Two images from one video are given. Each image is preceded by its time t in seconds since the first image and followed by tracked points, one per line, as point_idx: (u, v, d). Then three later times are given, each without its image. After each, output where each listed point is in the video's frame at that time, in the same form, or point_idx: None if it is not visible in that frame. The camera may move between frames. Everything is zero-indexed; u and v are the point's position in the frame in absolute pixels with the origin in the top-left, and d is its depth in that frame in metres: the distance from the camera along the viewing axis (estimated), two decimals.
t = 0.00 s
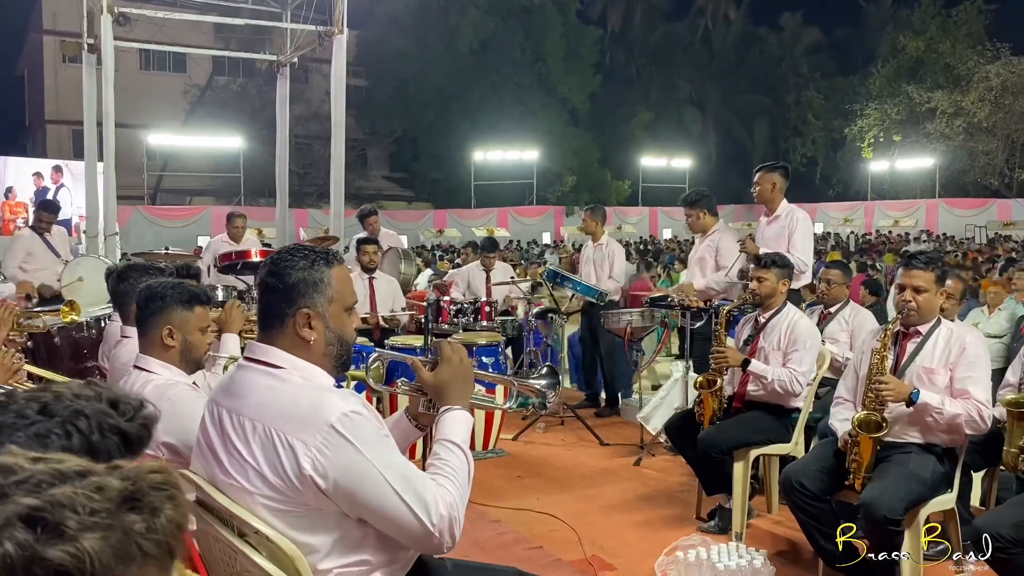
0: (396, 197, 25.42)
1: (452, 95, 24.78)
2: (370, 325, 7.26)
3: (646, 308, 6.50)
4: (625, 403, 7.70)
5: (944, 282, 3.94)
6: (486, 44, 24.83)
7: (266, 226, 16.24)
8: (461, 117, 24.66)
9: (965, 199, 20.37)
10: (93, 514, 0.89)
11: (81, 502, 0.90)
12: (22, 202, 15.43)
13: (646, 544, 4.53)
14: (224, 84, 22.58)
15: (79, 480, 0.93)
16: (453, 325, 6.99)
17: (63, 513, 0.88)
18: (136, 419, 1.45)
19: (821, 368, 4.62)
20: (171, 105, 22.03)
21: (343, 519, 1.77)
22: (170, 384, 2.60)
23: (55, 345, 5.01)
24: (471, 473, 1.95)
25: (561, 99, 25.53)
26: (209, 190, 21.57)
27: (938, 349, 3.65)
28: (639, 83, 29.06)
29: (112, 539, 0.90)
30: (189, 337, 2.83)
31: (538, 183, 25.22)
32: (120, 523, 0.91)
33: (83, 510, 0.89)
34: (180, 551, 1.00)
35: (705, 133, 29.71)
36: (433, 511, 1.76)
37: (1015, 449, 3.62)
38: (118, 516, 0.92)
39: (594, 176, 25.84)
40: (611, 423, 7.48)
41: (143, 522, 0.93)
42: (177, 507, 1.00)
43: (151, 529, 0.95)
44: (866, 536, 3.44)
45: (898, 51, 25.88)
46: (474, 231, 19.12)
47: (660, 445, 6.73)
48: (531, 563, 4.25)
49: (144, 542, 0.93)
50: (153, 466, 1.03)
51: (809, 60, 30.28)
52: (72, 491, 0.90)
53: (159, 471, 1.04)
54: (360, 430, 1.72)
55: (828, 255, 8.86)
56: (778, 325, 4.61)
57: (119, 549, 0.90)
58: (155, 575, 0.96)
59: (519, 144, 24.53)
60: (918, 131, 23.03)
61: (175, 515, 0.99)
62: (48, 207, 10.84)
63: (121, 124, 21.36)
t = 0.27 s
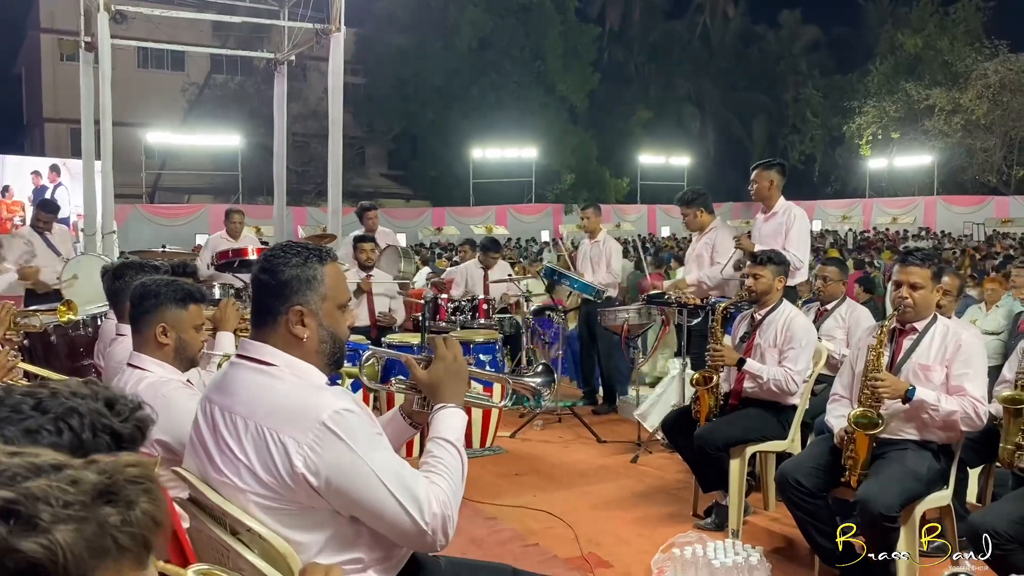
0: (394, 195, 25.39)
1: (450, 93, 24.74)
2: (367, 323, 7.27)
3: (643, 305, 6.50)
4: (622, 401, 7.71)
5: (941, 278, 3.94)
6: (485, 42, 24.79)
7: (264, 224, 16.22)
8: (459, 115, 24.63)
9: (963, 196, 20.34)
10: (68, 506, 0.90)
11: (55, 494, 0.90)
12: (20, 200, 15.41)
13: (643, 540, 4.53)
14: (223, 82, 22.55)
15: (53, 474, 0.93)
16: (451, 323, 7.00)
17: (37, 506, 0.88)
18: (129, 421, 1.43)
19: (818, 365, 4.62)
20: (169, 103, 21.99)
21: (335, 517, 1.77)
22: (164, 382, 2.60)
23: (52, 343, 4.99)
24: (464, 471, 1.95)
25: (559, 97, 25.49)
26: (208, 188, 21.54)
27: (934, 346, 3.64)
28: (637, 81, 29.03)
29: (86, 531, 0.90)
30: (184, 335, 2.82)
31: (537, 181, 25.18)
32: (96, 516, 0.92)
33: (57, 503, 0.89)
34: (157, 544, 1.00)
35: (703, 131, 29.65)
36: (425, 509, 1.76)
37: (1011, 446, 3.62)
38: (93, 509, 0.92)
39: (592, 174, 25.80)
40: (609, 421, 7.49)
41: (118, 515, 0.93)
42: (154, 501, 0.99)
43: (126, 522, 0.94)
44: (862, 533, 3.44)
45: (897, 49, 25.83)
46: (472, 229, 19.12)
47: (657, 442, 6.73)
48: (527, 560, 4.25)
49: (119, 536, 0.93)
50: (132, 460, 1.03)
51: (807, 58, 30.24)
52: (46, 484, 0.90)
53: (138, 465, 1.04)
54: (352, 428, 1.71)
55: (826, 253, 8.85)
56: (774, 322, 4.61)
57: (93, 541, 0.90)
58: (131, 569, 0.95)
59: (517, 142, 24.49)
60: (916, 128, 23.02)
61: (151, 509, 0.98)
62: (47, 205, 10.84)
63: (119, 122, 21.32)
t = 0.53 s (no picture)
0: (394, 192, 25.37)
1: (449, 91, 24.72)
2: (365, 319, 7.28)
3: (641, 303, 6.49)
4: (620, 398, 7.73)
5: (940, 276, 3.93)
6: (484, 39, 24.77)
7: (262, 221, 16.20)
8: (458, 112, 24.62)
9: (961, 194, 20.34)
10: (40, 499, 0.91)
11: (28, 487, 0.91)
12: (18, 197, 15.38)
13: (639, 538, 4.53)
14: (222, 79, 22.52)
15: (27, 467, 0.94)
16: (449, 320, 7.00)
17: (9, 498, 0.89)
18: (114, 415, 1.44)
19: (815, 362, 4.62)
20: (168, 100, 21.96)
21: (327, 515, 1.76)
22: (158, 378, 2.59)
23: (48, 340, 4.96)
24: (458, 469, 1.94)
25: (558, 94, 25.47)
26: (207, 185, 21.52)
27: (932, 344, 3.64)
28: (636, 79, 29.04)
29: (59, 524, 0.91)
30: (178, 332, 2.81)
31: (536, 179, 25.14)
32: (68, 509, 0.93)
33: (30, 496, 0.91)
34: (133, 538, 1.02)
35: (703, 128, 29.57)
36: (418, 508, 1.75)
37: (1007, 443, 3.63)
38: (66, 501, 0.93)
39: (591, 171, 25.81)
40: (607, 418, 7.50)
41: (92, 508, 0.95)
42: (129, 494, 1.00)
43: (100, 515, 0.96)
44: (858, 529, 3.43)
45: (896, 46, 25.83)
46: (471, 227, 19.10)
47: (654, 440, 6.73)
48: (524, 557, 4.25)
49: (92, 529, 0.95)
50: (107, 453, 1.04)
51: (806, 56, 30.24)
52: (20, 477, 0.92)
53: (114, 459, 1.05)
54: (345, 425, 1.70)
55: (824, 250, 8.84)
56: (772, 318, 4.60)
57: (65, 535, 0.92)
58: (105, 562, 0.97)
59: (516, 140, 24.48)
60: (915, 126, 23.03)
61: (126, 501, 1.00)
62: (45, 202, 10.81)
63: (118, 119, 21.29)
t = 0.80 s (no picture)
0: (392, 189, 25.34)
1: (448, 88, 24.67)
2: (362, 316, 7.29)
3: (638, 300, 6.48)
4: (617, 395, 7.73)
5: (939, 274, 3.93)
6: (482, 35, 24.72)
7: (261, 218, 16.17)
8: (457, 109, 24.58)
9: (960, 192, 20.33)
10: (13, 493, 0.94)
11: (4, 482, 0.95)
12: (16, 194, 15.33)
13: (636, 535, 4.53)
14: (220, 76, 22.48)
15: (3, 461, 0.97)
16: (447, 317, 7.00)
17: None
18: (105, 408, 1.42)
19: (812, 359, 4.61)
20: (167, 96, 21.90)
21: (321, 512, 1.75)
22: (153, 374, 2.58)
23: (44, 336, 4.95)
24: (454, 467, 1.92)
25: (557, 91, 25.42)
26: (205, 182, 21.49)
27: (929, 341, 3.63)
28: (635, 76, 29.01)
29: (33, 518, 0.94)
30: (174, 328, 2.80)
31: (535, 176, 25.12)
32: (42, 503, 0.96)
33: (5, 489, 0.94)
34: (109, 532, 1.04)
35: (702, 125, 29.54)
36: (413, 504, 1.74)
37: (1005, 440, 3.63)
38: (40, 496, 0.96)
39: (589, 168, 25.79)
40: (604, 415, 7.51)
41: (66, 502, 0.97)
42: (106, 488, 1.02)
43: (76, 508, 0.98)
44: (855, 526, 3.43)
45: (895, 44, 25.79)
46: (469, 224, 19.11)
47: (651, 437, 6.74)
48: (520, 554, 4.24)
49: (68, 524, 0.97)
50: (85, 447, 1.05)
51: (805, 53, 30.20)
52: None
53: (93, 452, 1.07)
54: (339, 422, 1.69)
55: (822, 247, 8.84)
56: (769, 316, 4.60)
57: (39, 528, 0.95)
58: (81, 555, 0.99)
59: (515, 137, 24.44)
60: (914, 123, 23.02)
61: (103, 494, 1.02)
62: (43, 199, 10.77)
63: (116, 116, 21.23)
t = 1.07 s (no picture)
0: (389, 185, 25.31)
1: (446, 84, 24.66)
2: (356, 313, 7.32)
3: (633, 297, 6.49)
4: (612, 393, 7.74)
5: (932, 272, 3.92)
6: (480, 32, 24.69)
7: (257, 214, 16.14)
8: (454, 106, 24.57)
9: (955, 190, 20.38)
10: None
11: None
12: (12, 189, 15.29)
13: (628, 532, 4.54)
14: (217, 71, 22.46)
15: None
16: (442, 314, 7.02)
17: None
18: (75, 400, 1.52)
19: (806, 357, 4.61)
20: (163, 91, 21.86)
21: (309, 509, 1.74)
22: (145, 370, 2.57)
23: (38, 332, 4.94)
24: (443, 467, 1.92)
25: (554, 88, 25.43)
26: (201, 178, 21.46)
27: (922, 340, 3.63)
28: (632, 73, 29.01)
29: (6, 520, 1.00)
30: (165, 324, 2.79)
31: (532, 173, 25.10)
32: (14, 503, 1.01)
33: None
34: (81, 533, 1.09)
35: (699, 122, 29.53)
36: (402, 503, 1.74)
37: (997, 438, 3.64)
38: (12, 496, 1.01)
39: (586, 164, 25.80)
40: (598, 412, 7.52)
41: (37, 502, 1.03)
42: (77, 488, 1.08)
43: (46, 509, 1.03)
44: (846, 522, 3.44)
45: (892, 42, 25.81)
46: (466, 221, 19.14)
47: (646, 434, 6.76)
48: (513, 552, 4.24)
49: (38, 524, 1.02)
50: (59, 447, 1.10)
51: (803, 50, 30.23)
52: None
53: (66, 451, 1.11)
54: (330, 418, 1.68)
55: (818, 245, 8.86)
56: (762, 314, 4.60)
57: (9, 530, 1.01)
58: (53, 555, 1.05)
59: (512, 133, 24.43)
60: (912, 122, 23.08)
61: (74, 496, 1.07)
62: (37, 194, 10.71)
63: (112, 111, 21.17)
